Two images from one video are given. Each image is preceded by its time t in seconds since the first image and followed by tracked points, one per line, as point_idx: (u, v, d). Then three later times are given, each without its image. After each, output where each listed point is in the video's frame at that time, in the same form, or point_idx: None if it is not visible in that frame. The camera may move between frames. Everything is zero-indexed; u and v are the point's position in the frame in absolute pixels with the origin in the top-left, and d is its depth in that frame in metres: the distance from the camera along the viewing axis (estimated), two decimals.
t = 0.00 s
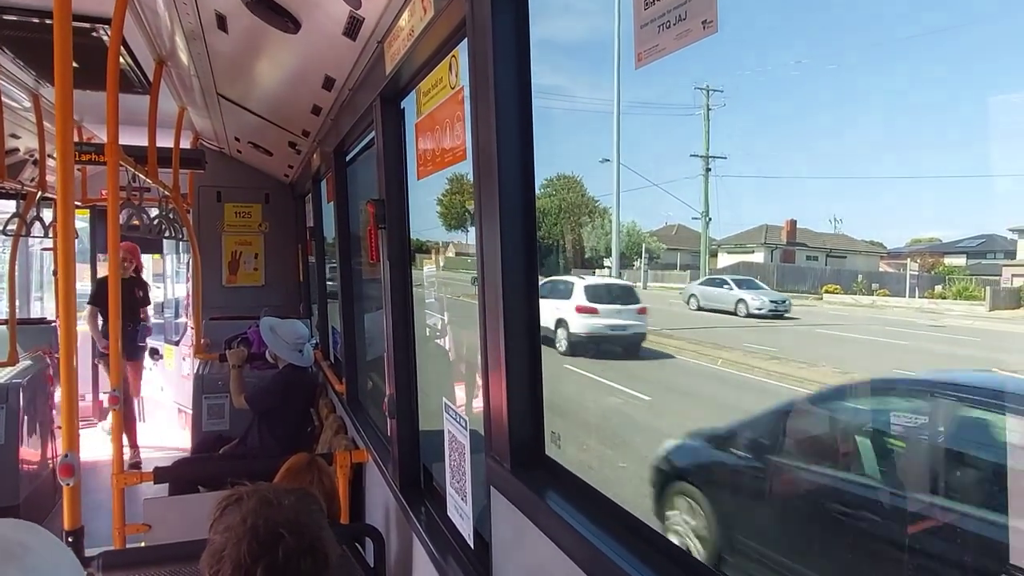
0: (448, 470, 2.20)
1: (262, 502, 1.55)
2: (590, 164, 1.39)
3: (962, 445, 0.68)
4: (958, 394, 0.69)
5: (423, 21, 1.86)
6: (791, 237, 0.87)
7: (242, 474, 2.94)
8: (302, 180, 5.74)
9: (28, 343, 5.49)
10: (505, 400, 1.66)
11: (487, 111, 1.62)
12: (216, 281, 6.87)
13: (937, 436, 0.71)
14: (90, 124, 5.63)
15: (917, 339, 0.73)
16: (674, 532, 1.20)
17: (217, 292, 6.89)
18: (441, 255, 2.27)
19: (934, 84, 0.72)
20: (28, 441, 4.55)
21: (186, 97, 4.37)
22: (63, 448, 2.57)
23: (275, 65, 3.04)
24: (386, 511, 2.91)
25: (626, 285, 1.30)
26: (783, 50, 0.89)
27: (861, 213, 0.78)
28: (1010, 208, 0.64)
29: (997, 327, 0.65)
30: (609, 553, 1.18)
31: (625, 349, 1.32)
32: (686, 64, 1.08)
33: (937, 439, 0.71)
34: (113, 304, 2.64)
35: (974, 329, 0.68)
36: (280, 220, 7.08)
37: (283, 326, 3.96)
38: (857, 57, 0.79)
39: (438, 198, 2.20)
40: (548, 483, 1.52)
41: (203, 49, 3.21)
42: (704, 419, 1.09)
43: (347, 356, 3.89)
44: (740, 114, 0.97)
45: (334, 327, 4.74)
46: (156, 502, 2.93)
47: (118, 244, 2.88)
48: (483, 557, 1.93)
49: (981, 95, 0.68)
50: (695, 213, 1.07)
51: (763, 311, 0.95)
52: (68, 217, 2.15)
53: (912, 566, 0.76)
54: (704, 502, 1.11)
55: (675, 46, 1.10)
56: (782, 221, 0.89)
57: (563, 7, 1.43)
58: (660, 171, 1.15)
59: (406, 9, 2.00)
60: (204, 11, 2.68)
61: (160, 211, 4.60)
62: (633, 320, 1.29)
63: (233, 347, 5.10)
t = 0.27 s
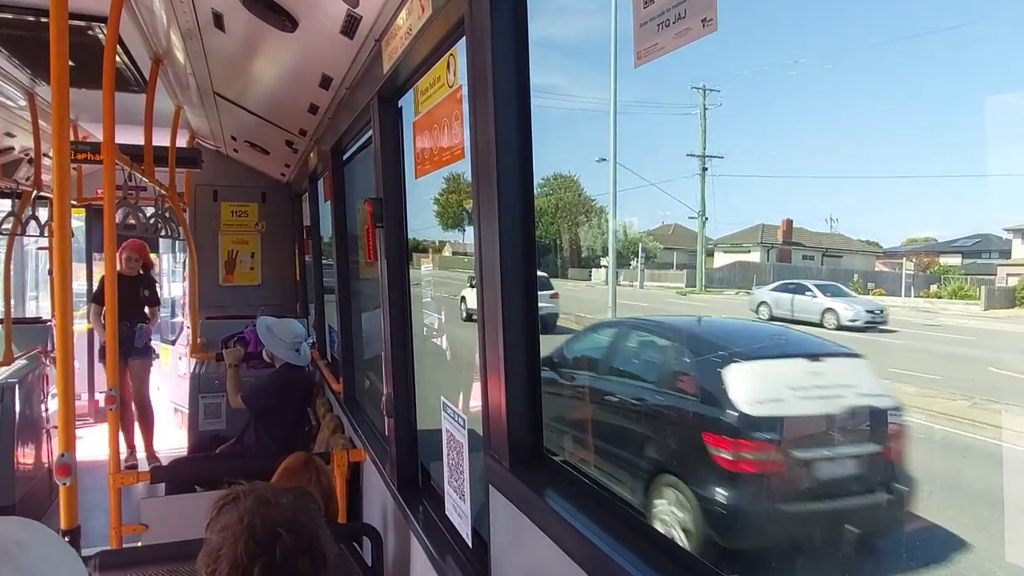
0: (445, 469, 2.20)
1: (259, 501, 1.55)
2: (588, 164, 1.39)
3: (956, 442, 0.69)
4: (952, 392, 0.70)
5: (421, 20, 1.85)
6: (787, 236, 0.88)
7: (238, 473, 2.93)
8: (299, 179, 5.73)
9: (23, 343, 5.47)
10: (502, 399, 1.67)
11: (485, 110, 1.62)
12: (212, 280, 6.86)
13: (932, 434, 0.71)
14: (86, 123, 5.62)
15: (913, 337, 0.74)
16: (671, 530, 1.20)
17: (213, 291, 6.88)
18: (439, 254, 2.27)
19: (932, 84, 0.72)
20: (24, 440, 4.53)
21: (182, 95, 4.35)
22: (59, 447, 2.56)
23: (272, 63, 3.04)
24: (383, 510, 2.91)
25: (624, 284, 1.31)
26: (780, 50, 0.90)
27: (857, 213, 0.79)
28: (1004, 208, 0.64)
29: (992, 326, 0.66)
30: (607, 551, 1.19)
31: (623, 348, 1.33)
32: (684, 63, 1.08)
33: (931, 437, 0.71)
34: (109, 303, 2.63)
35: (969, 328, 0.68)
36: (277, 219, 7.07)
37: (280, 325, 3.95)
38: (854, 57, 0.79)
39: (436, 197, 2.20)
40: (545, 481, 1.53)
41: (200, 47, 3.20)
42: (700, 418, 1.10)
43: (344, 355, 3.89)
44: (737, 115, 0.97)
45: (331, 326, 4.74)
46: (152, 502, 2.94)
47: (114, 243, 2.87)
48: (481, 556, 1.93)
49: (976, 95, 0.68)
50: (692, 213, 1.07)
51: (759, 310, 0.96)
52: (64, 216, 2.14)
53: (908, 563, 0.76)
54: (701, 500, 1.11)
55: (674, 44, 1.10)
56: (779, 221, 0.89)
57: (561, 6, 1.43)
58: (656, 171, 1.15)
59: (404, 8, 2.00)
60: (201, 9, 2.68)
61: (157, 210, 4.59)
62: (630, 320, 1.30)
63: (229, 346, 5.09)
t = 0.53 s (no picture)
0: (442, 468, 2.20)
1: (255, 501, 1.54)
2: (585, 164, 1.40)
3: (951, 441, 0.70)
4: (946, 390, 0.70)
5: (418, 18, 1.85)
6: (783, 235, 0.88)
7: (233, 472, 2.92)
8: (295, 178, 5.72)
9: (18, 342, 5.44)
10: (498, 399, 1.67)
11: (482, 110, 1.62)
12: (207, 279, 6.84)
13: (927, 433, 0.72)
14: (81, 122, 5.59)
15: (905, 337, 0.74)
16: (667, 529, 1.20)
17: (208, 291, 6.86)
18: (436, 253, 2.27)
19: (928, 84, 0.72)
20: (18, 440, 4.51)
21: (177, 94, 4.34)
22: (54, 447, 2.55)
23: (268, 62, 3.03)
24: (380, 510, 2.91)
25: (620, 284, 1.31)
26: (777, 50, 0.90)
27: (851, 212, 0.79)
28: (998, 209, 0.65)
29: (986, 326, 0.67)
30: (604, 549, 1.19)
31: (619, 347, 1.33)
32: (681, 62, 1.08)
33: (926, 436, 0.72)
34: (104, 302, 2.62)
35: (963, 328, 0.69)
36: (272, 219, 7.06)
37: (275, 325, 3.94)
38: (850, 57, 0.80)
39: (432, 196, 2.20)
40: (542, 481, 1.53)
41: (195, 46, 3.19)
42: (696, 416, 1.10)
43: (340, 354, 3.88)
44: (733, 114, 0.97)
45: (327, 325, 4.73)
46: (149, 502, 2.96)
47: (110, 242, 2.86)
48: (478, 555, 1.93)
49: (971, 94, 0.69)
50: (688, 212, 1.07)
51: (755, 308, 0.97)
52: (59, 214, 2.13)
53: (903, 561, 0.77)
54: (698, 499, 1.12)
55: (671, 43, 1.10)
56: (774, 220, 0.89)
57: (558, 5, 1.43)
58: (653, 171, 1.16)
59: (400, 6, 2.00)
60: (196, 8, 2.67)
61: (152, 209, 4.57)
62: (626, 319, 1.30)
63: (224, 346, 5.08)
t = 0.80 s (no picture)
0: (437, 468, 2.20)
1: (250, 501, 1.54)
2: (580, 162, 1.39)
3: (945, 438, 0.69)
4: (941, 389, 0.69)
5: (412, 17, 1.85)
6: (779, 235, 0.88)
7: (228, 472, 2.91)
8: (290, 177, 5.71)
9: (13, 342, 5.43)
10: (494, 399, 1.66)
11: (477, 109, 1.61)
12: (203, 278, 6.83)
13: (921, 431, 0.72)
14: (75, 121, 5.58)
15: (901, 336, 0.74)
16: (663, 528, 1.20)
17: (204, 290, 6.85)
18: (431, 252, 2.26)
19: (921, 80, 0.72)
20: (13, 441, 4.50)
21: (172, 93, 4.33)
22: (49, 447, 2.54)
23: (263, 61, 3.02)
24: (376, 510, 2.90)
25: (617, 283, 1.31)
26: (772, 49, 0.90)
27: (847, 210, 0.79)
28: (991, 206, 0.64)
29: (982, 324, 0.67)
30: (599, 549, 1.19)
31: (614, 347, 1.33)
32: (675, 60, 1.08)
33: (921, 434, 0.72)
34: (99, 302, 2.61)
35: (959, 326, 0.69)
36: (268, 218, 7.04)
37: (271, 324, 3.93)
38: (845, 56, 0.79)
39: (428, 195, 2.19)
40: (537, 480, 1.52)
41: (190, 45, 3.18)
42: (691, 415, 1.10)
43: (337, 353, 3.87)
44: (729, 113, 0.97)
45: (323, 325, 4.72)
46: (145, 502, 2.96)
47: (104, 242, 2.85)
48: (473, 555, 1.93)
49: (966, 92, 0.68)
50: (683, 211, 1.07)
51: (751, 308, 0.96)
52: (53, 214, 2.12)
53: (898, 559, 0.77)
54: (694, 497, 1.11)
55: (665, 41, 1.10)
56: (770, 219, 0.89)
57: (553, 4, 1.42)
58: (649, 169, 1.15)
59: (395, 5, 1.99)
60: (190, 7, 2.66)
61: (147, 208, 4.56)
62: (622, 318, 1.30)
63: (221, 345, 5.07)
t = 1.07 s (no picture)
0: (434, 468, 2.20)
1: (245, 502, 1.54)
2: (576, 162, 1.39)
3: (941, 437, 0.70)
4: (937, 388, 0.69)
5: (407, 17, 1.84)
6: (775, 234, 0.88)
7: (224, 473, 2.90)
8: (286, 177, 5.70)
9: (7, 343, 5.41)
10: (490, 398, 1.66)
11: (472, 109, 1.61)
12: (199, 279, 6.82)
13: (917, 429, 0.72)
14: (70, 121, 5.56)
15: (898, 334, 0.74)
16: (660, 527, 1.20)
17: (200, 291, 6.84)
18: (427, 252, 2.26)
19: (915, 80, 0.72)
20: (8, 442, 4.49)
21: (167, 93, 4.32)
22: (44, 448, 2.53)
23: (259, 61, 3.02)
24: (372, 510, 2.90)
25: (614, 282, 1.31)
26: (768, 49, 0.90)
27: (843, 209, 0.79)
28: (986, 206, 0.64)
29: (976, 322, 0.67)
30: (595, 549, 1.19)
31: (611, 347, 1.33)
32: (672, 61, 1.08)
33: (917, 432, 0.72)
34: (94, 303, 2.61)
35: (955, 324, 0.69)
36: (264, 218, 7.03)
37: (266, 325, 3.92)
38: (841, 55, 0.79)
39: (423, 195, 2.19)
40: (534, 480, 1.52)
41: (185, 45, 3.17)
42: (688, 415, 1.10)
43: (333, 353, 3.87)
44: (725, 112, 0.97)
45: (320, 325, 4.72)
46: (140, 503, 2.95)
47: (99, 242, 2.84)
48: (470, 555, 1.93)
49: (961, 91, 0.68)
50: (680, 210, 1.07)
51: (748, 307, 0.97)
52: (47, 215, 2.11)
53: (894, 557, 0.77)
54: (691, 497, 1.11)
55: (661, 41, 1.10)
56: (766, 219, 0.89)
57: (549, 4, 1.42)
58: (645, 169, 1.15)
59: (390, 5, 1.99)
60: (185, 7, 2.65)
61: (142, 208, 4.55)
62: (618, 317, 1.30)
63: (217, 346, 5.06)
